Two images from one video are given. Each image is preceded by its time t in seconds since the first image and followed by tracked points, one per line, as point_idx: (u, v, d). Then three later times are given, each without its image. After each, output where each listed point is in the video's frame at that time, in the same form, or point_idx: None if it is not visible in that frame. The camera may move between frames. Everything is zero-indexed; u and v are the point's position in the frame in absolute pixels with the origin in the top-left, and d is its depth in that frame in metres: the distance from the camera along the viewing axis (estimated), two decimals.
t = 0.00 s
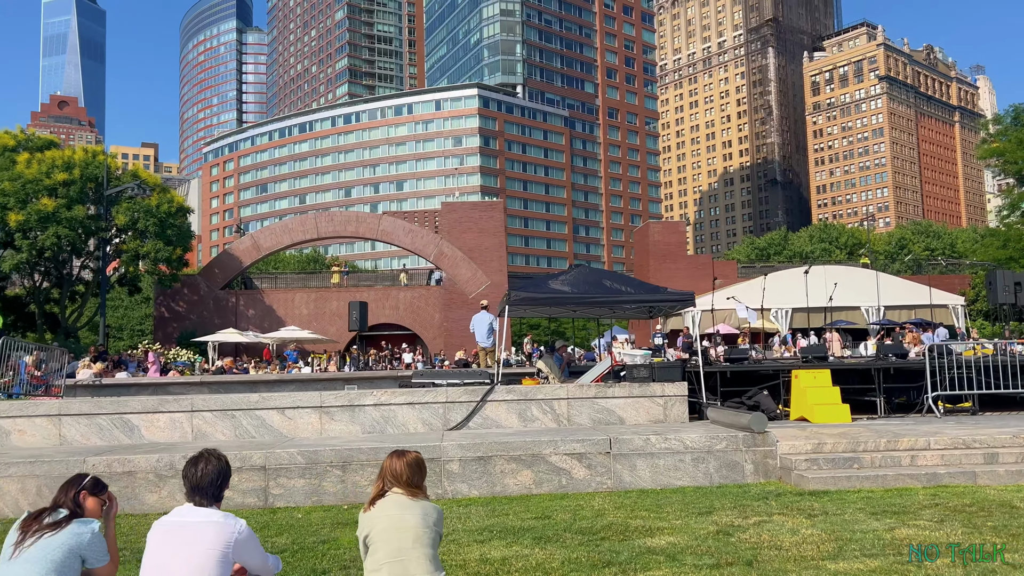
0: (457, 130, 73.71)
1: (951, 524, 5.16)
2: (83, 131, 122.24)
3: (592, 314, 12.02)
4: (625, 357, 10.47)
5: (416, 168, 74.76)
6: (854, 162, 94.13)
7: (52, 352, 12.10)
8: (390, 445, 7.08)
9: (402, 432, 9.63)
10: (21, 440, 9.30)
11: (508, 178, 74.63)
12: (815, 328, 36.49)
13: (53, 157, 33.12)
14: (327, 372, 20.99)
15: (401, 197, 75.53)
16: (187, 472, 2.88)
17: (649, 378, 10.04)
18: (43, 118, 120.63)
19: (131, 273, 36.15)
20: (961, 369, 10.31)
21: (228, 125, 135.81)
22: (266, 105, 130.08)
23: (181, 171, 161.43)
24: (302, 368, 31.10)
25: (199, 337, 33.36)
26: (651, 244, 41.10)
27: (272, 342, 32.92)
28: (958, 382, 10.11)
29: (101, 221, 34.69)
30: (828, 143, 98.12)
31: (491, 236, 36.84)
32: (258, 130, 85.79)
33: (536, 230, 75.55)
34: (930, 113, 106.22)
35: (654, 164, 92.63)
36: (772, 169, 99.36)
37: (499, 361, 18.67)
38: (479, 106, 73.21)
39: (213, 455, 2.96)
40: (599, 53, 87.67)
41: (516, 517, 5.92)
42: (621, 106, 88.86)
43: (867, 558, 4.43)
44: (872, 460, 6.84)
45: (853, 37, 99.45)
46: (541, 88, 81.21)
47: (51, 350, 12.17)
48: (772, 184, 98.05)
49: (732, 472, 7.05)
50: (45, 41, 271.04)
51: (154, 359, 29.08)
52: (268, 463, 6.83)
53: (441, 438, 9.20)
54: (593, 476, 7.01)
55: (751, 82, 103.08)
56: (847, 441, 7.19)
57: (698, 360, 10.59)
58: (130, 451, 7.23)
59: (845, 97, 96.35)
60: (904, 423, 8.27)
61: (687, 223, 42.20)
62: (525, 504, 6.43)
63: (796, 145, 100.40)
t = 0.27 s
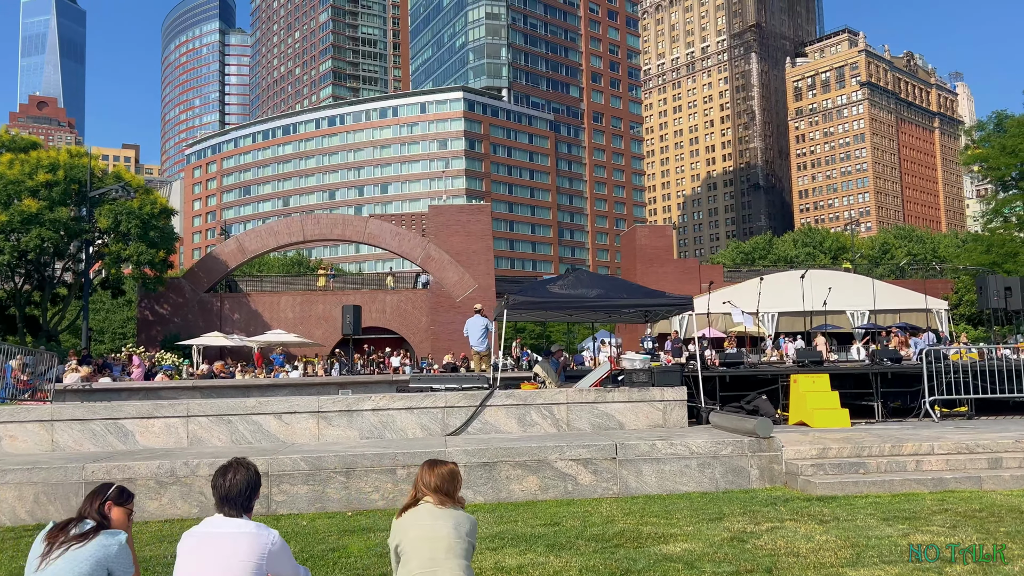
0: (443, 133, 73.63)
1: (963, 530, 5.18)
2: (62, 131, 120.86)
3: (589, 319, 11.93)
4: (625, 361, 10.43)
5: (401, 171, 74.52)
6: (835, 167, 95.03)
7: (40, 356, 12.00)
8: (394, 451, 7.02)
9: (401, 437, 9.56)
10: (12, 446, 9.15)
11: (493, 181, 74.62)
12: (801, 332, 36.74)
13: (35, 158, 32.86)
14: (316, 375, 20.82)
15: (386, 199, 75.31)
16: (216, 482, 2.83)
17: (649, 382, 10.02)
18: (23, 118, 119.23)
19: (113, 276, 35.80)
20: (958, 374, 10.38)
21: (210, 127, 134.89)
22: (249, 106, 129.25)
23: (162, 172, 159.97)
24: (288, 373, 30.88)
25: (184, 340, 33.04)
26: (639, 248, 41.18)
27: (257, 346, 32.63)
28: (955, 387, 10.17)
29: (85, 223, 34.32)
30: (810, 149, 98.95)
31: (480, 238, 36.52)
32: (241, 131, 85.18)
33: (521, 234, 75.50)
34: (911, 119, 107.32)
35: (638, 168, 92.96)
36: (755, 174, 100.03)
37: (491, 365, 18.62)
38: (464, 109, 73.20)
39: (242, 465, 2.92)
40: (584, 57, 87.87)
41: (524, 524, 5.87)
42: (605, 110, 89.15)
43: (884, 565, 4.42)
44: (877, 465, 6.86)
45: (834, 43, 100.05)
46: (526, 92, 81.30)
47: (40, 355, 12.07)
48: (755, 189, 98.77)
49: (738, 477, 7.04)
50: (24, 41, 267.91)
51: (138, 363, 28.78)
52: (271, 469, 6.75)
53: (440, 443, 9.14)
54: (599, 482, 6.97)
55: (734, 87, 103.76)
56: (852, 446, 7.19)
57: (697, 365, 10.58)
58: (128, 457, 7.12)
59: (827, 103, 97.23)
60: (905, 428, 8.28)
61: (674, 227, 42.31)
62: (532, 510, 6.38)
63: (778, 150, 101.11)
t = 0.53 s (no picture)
0: (429, 136, 73.52)
1: (975, 532, 5.21)
2: (43, 132, 119.54)
3: (586, 322, 11.90)
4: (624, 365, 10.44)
5: (387, 174, 74.30)
6: (819, 172, 95.82)
7: (33, 357, 11.60)
8: (399, 456, 6.97)
9: (400, 442, 9.50)
10: (6, 451, 9.00)
11: (479, 185, 74.57)
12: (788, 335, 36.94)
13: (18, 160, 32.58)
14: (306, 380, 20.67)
15: (371, 202, 75.08)
16: (249, 491, 2.82)
17: (648, 387, 10.04)
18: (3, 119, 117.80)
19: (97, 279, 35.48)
20: (952, 378, 10.45)
21: (194, 128, 134.02)
22: (232, 108, 128.51)
23: (144, 175, 158.56)
24: (275, 377, 30.63)
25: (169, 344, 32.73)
26: (626, 252, 41.25)
27: (244, 349, 32.40)
28: (949, 391, 10.23)
29: (69, 225, 33.97)
30: (793, 154, 99.73)
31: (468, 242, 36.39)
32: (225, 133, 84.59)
33: (507, 238, 75.46)
34: (892, 125, 108.36)
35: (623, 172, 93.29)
36: (739, 179, 100.64)
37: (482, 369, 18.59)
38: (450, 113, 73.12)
39: (273, 473, 2.90)
40: (570, 61, 88.07)
41: (534, 530, 5.84)
42: (591, 114, 89.43)
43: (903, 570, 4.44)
44: (881, 469, 6.88)
45: (817, 49, 100.69)
46: (512, 96, 81.32)
47: (32, 356, 11.68)
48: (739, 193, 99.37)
49: (743, 482, 7.05)
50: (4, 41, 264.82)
51: (124, 366, 28.47)
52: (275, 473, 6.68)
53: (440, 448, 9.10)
54: (605, 487, 6.95)
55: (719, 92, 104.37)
56: (856, 451, 7.22)
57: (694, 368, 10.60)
58: (127, 464, 7.02)
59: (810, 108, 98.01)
60: (904, 433, 8.31)
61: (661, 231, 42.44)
62: (541, 516, 6.35)
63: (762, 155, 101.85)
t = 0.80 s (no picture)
0: (416, 140, 73.42)
1: (988, 536, 5.26)
2: (25, 133, 118.32)
3: (585, 326, 11.92)
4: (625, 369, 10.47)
5: (373, 177, 74.11)
6: (803, 177, 96.55)
7: (30, 364, 11.28)
8: (408, 460, 6.95)
9: (402, 446, 9.46)
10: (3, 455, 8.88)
11: (467, 188, 74.57)
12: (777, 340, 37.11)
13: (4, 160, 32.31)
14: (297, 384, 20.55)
15: (358, 205, 74.86)
16: (293, 494, 2.79)
17: (650, 391, 10.05)
18: None
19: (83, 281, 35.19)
20: (952, 382, 10.48)
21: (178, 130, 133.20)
22: (217, 110, 127.80)
23: (127, 176, 157.24)
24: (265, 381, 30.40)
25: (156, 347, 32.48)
26: (616, 255, 41.31)
27: (232, 352, 32.19)
28: (949, 394, 10.30)
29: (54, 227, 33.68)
30: (778, 159, 100.46)
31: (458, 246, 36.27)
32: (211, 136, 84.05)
33: (495, 241, 75.47)
34: (875, 130, 109.33)
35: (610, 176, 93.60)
36: (724, 183, 101.11)
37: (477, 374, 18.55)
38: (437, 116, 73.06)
39: (316, 475, 2.86)
40: (557, 65, 88.25)
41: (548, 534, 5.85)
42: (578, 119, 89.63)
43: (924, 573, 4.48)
44: (889, 472, 6.92)
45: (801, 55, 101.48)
46: (499, 99, 81.36)
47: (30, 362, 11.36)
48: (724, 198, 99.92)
49: (750, 485, 7.07)
50: None
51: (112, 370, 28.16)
52: (284, 478, 6.64)
53: (443, 452, 9.06)
54: (613, 490, 6.96)
55: (704, 98, 104.87)
56: (862, 454, 7.26)
57: (697, 372, 10.61)
58: (133, 467, 6.95)
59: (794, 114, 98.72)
60: (907, 434, 8.33)
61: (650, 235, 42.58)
62: (552, 520, 6.34)
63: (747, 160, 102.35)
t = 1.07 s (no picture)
0: (404, 143, 73.30)
1: (1001, 542, 5.30)
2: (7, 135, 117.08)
3: (585, 331, 11.92)
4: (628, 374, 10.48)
5: (361, 180, 73.93)
6: (788, 182, 97.25)
7: (27, 366, 10.96)
8: (417, 465, 6.91)
9: (405, 451, 9.43)
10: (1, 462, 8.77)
11: (455, 192, 74.53)
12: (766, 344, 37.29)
13: None
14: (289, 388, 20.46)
15: (345, 209, 74.65)
16: (336, 502, 2.79)
17: (653, 396, 10.06)
18: None
19: (69, 284, 34.90)
20: (950, 387, 10.54)
21: (163, 133, 132.19)
22: (203, 112, 127.12)
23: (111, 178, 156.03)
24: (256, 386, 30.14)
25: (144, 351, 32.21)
26: (606, 259, 41.37)
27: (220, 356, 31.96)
28: (948, 399, 10.38)
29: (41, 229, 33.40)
30: (763, 164, 101.03)
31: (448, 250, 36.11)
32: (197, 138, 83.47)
33: (483, 245, 75.46)
34: (859, 136, 110.28)
35: (597, 181, 93.83)
36: (709, 188, 101.58)
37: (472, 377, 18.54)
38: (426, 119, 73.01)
39: (358, 483, 2.86)
40: (545, 70, 88.41)
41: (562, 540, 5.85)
42: (565, 123, 89.84)
43: None
44: (897, 477, 6.95)
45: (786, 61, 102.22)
46: (487, 103, 81.37)
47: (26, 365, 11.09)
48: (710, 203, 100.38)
49: (759, 490, 7.08)
50: None
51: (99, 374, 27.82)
52: (294, 484, 6.59)
53: (446, 458, 9.03)
54: (623, 496, 6.95)
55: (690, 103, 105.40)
56: (869, 459, 7.29)
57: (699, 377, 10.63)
58: (138, 473, 6.89)
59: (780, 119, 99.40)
60: (909, 439, 8.36)
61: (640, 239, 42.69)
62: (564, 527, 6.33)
63: (733, 165, 102.89)
